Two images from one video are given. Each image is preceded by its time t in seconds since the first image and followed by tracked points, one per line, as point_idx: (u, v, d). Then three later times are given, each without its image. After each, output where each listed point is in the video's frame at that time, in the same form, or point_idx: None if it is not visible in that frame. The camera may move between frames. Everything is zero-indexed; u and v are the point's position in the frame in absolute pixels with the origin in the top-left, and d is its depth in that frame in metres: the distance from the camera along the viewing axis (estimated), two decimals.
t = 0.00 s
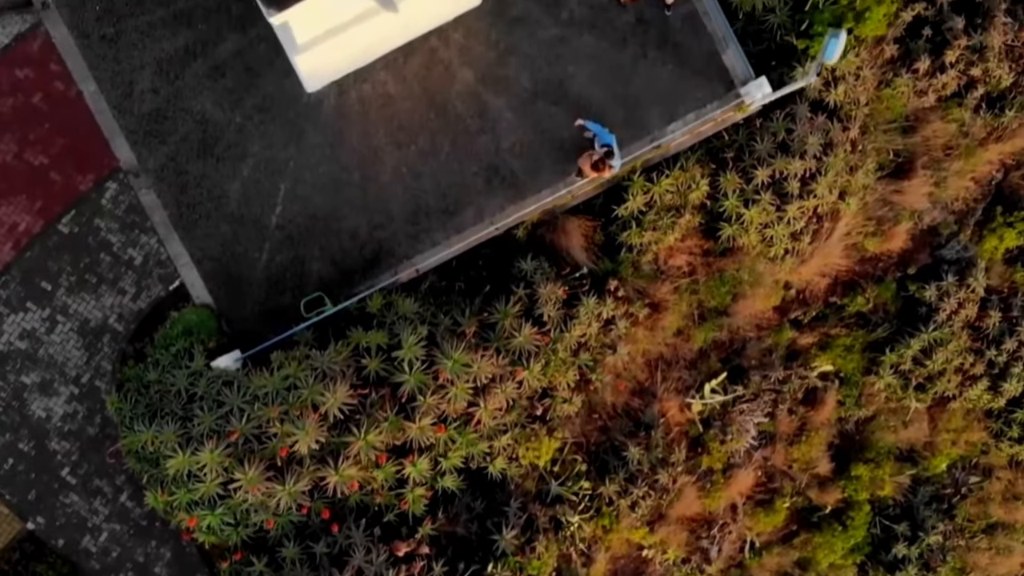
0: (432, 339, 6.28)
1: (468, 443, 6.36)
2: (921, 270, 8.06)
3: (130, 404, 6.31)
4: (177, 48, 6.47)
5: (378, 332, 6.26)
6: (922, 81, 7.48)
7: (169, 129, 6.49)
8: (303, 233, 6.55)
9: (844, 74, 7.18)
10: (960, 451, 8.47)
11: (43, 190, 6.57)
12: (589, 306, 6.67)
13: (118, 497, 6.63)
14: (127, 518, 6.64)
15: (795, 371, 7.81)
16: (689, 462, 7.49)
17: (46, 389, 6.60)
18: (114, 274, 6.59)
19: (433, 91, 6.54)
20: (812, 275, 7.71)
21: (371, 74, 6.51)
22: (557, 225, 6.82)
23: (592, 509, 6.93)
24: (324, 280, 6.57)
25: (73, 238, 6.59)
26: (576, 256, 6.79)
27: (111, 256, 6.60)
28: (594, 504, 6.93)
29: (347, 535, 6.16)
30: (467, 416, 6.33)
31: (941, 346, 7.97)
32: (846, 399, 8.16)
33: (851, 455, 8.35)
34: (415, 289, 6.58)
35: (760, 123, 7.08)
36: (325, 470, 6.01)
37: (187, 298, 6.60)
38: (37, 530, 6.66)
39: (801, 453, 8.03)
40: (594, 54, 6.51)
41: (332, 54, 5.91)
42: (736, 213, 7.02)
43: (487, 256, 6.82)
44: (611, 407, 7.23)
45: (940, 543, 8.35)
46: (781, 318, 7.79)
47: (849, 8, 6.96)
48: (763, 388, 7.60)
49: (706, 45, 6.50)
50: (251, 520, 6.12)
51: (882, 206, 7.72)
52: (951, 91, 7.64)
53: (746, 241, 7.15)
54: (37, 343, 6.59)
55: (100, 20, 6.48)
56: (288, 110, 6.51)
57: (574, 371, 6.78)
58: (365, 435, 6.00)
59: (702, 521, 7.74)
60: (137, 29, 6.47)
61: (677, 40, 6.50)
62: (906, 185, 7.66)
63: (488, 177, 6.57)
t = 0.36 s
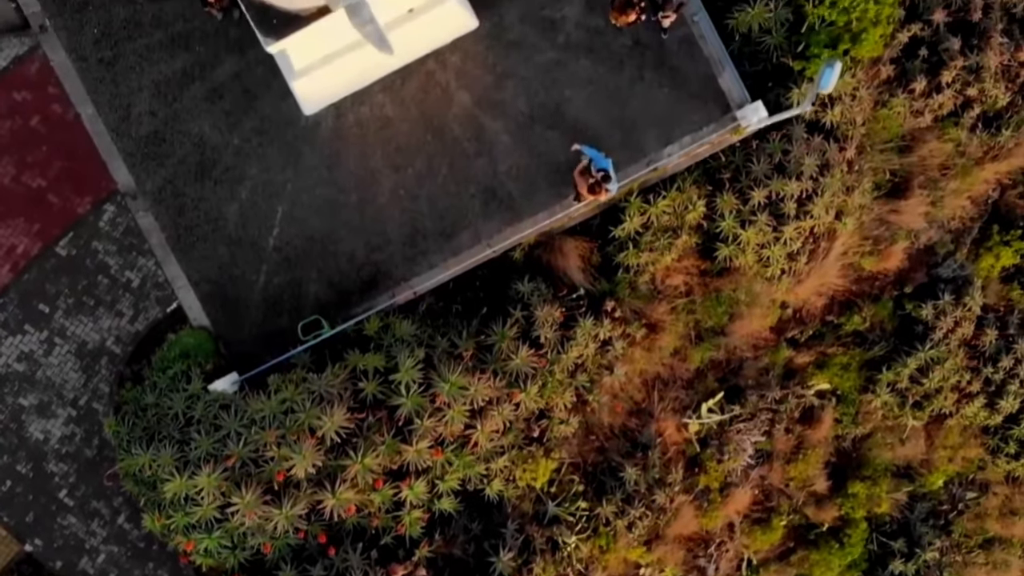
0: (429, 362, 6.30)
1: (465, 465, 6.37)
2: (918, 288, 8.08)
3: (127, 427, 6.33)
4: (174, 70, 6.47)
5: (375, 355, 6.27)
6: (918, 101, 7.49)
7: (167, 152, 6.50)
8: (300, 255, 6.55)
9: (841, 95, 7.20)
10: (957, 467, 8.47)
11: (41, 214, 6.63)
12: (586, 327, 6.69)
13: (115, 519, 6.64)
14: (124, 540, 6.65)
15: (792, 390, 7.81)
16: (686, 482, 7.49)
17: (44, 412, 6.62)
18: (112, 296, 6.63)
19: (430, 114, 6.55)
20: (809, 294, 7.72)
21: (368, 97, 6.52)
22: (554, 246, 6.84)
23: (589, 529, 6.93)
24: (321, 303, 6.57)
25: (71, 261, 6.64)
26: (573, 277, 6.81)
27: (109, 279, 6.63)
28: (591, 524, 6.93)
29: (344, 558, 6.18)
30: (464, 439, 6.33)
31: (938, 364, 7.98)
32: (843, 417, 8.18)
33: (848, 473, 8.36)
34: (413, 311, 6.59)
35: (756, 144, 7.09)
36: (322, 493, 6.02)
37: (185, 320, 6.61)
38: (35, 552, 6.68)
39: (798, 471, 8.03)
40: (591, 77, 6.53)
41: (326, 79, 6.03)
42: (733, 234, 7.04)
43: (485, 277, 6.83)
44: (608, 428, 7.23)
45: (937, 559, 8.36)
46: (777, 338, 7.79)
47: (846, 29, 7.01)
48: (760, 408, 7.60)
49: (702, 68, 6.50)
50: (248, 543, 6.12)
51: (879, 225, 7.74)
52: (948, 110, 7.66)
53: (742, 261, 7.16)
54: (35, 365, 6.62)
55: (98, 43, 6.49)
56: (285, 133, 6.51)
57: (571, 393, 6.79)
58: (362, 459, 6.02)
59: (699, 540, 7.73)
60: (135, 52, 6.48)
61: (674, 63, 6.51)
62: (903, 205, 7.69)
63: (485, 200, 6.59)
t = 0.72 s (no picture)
0: (425, 388, 6.31)
1: (462, 490, 6.37)
2: (914, 308, 8.11)
3: (124, 452, 6.35)
4: (172, 96, 6.49)
5: (372, 380, 6.28)
6: (914, 123, 7.51)
7: (164, 177, 6.51)
8: (297, 280, 6.56)
9: (836, 117, 7.23)
10: (953, 485, 8.48)
11: (38, 239, 6.66)
12: (582, 351, 6.72)
13: (113, 543, 6.67)
14: (122, 564, 6.68)
15: (788, 412, 7.80)
16: (683, 503, 7.51)
17: (41, 436, 6.64)
18: (109, 320, 6.65)
19: (427, 139, 6.57)
20: (805, 315, 7.74)
21: (365, 122, 6.54)
22: (550, 269, 6.86)
23: (586, 551, 6.92)
24: (317, 327, 6.58)
25: (69, 286, 6.66)
26: (569, 299, 6.82)
27: (106, 303, 6.65)
28: (588, 547, 6.92)
29: None
30: (460, 463, 6.34)
31: (934, 384, 8.00)
32: (839, 437, 8.18)
33: (845, 491, 8.37)
34: (410, 335, 6.60)
35: (752, 168, 7.10)
36: (319, 519, 6.03)
37: (182, 344, 6.63)
38: None
39: (795, 490, 8.04)
40: (587, 102, 6.55)
41: (322, 106, 6.05)
42: (729, 256, 7.06)
43: (481, 300, 6.85)
44: (605, 451, 7.25)
45: None
46: (773, 359, 7.81)
47: (841, 53, 6.96)
48: (756, 429, 7.62)
49: (698, 94, 6.53)
50: (245, 569, 6.09)
51: (875, 246, 7.77)
52: (943, 132, 7.68)
53: (738, 283, 7.19)
54: (32, 390, 6.64)
55: (95, 68, 6.51)
56: (282, 158, 6.53)
57: (568, 416, 6.81)
58: (358, 484, 6.04)
59: (695, 560, 7.75)
60: (133, 77, 6.50)
61: (670, 88, 6.53)
62: (899, 226, 7.72)
63: (482, 225, 6.60)
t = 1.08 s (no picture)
0: (422, 410, 6.34)
1: (458, 512, 6.39)
2: (910, 327, 8.09)
3: (121, 475, 6.37)
4: (170, 118, 6.51)
5: (369, 403, 6.28)
6: (910, 143, 7.52)
7: (162, 200, 6.53)
8: (294, 301, 6.57)
9: (833, 138, 7.25)
10: (950, 501, 8.50)
11: (36, 261, 6.68)
12: (579, 373, 6.73)
13: (111, 564, 6.69)
14: None
15: (785, 430, 7.82)
16: (680, 522, 7.52)
17: (39, 458, 6.66)
18: (106, 342, 6.66)
19: (424, 162, 6.59)
20: (801, 335, 7.76)
21: (362, 145, 6.54)
22: (547, 290, 6.89)
23: (583, 572, 6.98)
24: (314, 349, 6.56)
25: (66, 308, 6.68)
26: (565, 320, 6.85)
27: (104, 325, 6.67)
28: (584, 567, 6.97)
29: None
30: (457, 486, 6.36)
31: (930, 403, 8.03)
32: (836, 454, 8.18)
33: (841, 509, 8.37)
34: (406, 357, 6.62)
35: (748, 189, 7.12)
36: (316, 542, 6.04)
37: (179, 366, 6.64)
38: None
39: (792, 508, 8.06)
40: (584, 125, 6.58)
41: (319, 131, 6.06)
42: (726, 276, 7.09)
43: (478, 321, 6.88)
44: (601, 471, 7.26)
45: None
46: (770, 378, 7.82)
47: (837, 74, 7.06)
48: (753, 448, 7.63)
49: (694, 117, 6.55)
50: None
51: (871, 266, 7.79)
52: (940, 151, 7.70)
53: (735, 304, 7.21)
54: (30, 413, 6.66)
55: (93, 91, 6.53)
56: (279, 180, 6.53)
57: (565, 437, 6.82)
58: (355, 507, 6.06)
59: None
60: (130, 100, 6.52)
61: (666, 111, 6.56)
62: (895, 246, 7.75)
63: (479, 247, 6.60)
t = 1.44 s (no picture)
0: (418, 438, 6.36)
1: (454, 539, 6.41)
2: (905, 350, 8.11)
3: (118, 503, 6.40)
4: (167, 146, 6.53)
5: (365, 431, 6.31)
6: (905, 168, 7.55)
7: (159, 227, 6.55)
8: (291, 328, 6.57)
9: (828, 164, 7.27)
10: (945, 521, 8.51)
11: (33, 289, 6.70)
12: (575, 399, 6.73)
13: None
14: None
15: (781, 453, 7.81)
16: (676, 545, 7.52)
17: (37, 485, 6.68)
18: (103, 370, 6.68)
19: (420, 189, 6.61)
20: (797, 358, 7.77)
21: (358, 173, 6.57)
22: (543, 315, 6.90)
23: None
24: (311, 377, 6.57)
25: (64, 335, 6.71)
26: (562, 346, 6.86)
27: (101, 353, 6.69)
28: None
29: None
30: (453, 513, 6.38)
31: (926, 425, 8.05)
32: (832, 476, 8.19)
33: (837, 530, 8.39)
34: (403, 384, 6.66)
35: (744, 215, 7.12)
36: (312, 571, 6.03)
37: (176, 394, 6.66)
38: None
39: (788, 530, 8.06)
40: (579, 153, 6.60)
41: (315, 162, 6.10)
42: (721, 301, 7.11)
43: (475, 347, 6.90)
44: (596, 497, 7.30)
45: None
46: (767, 401, 7.82)
47: (832, 100, 7.09)
48: (748, 471, 7.63)
49: (689, 145, 6.57)
50: None
51: (867, 289, 7.81)
52: (935, 175, 7.72)
53: (730, 328, 7.23)
54: (27, 440, 6.69)
55: (91, 119, 6.56)
56: (276, 208, 6.54)
57: (561, 464, 6.84)
58: (351, 536, 6.05)
59: None
60: (128, 128, 6.54)
61: (661, 139, 6.58)
62: (891, 269, 7.77)
63: (475, 274, 6.62)
